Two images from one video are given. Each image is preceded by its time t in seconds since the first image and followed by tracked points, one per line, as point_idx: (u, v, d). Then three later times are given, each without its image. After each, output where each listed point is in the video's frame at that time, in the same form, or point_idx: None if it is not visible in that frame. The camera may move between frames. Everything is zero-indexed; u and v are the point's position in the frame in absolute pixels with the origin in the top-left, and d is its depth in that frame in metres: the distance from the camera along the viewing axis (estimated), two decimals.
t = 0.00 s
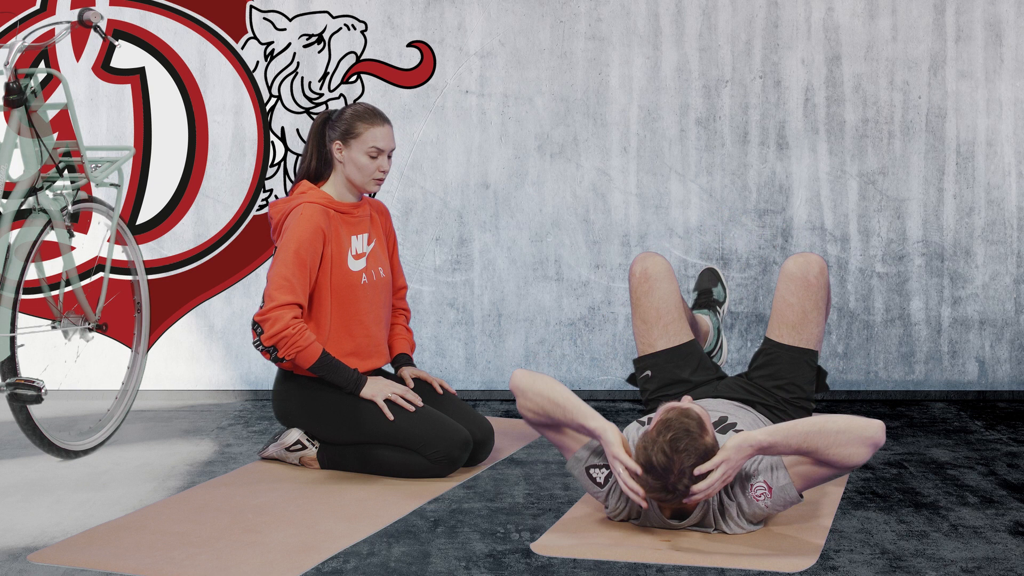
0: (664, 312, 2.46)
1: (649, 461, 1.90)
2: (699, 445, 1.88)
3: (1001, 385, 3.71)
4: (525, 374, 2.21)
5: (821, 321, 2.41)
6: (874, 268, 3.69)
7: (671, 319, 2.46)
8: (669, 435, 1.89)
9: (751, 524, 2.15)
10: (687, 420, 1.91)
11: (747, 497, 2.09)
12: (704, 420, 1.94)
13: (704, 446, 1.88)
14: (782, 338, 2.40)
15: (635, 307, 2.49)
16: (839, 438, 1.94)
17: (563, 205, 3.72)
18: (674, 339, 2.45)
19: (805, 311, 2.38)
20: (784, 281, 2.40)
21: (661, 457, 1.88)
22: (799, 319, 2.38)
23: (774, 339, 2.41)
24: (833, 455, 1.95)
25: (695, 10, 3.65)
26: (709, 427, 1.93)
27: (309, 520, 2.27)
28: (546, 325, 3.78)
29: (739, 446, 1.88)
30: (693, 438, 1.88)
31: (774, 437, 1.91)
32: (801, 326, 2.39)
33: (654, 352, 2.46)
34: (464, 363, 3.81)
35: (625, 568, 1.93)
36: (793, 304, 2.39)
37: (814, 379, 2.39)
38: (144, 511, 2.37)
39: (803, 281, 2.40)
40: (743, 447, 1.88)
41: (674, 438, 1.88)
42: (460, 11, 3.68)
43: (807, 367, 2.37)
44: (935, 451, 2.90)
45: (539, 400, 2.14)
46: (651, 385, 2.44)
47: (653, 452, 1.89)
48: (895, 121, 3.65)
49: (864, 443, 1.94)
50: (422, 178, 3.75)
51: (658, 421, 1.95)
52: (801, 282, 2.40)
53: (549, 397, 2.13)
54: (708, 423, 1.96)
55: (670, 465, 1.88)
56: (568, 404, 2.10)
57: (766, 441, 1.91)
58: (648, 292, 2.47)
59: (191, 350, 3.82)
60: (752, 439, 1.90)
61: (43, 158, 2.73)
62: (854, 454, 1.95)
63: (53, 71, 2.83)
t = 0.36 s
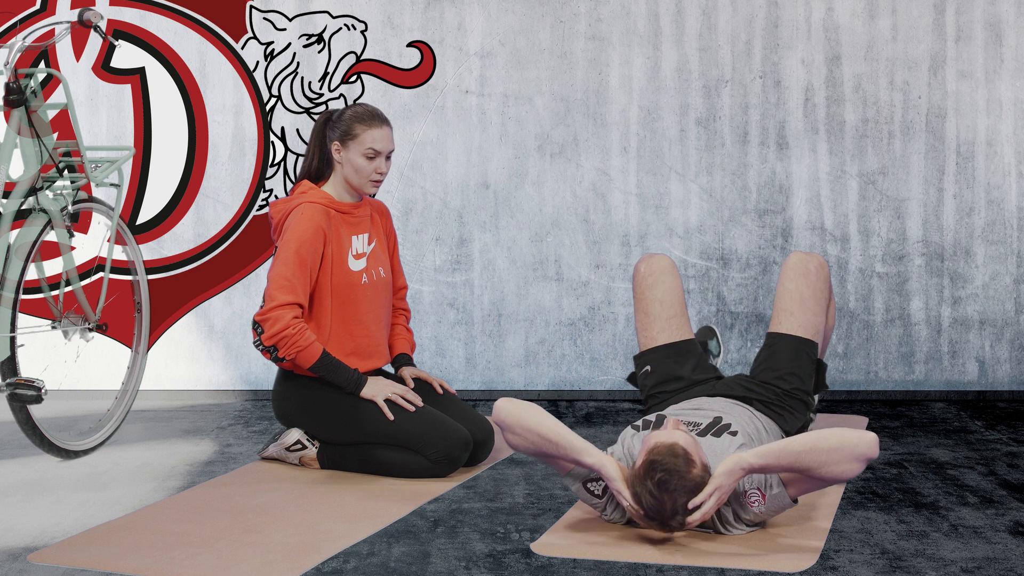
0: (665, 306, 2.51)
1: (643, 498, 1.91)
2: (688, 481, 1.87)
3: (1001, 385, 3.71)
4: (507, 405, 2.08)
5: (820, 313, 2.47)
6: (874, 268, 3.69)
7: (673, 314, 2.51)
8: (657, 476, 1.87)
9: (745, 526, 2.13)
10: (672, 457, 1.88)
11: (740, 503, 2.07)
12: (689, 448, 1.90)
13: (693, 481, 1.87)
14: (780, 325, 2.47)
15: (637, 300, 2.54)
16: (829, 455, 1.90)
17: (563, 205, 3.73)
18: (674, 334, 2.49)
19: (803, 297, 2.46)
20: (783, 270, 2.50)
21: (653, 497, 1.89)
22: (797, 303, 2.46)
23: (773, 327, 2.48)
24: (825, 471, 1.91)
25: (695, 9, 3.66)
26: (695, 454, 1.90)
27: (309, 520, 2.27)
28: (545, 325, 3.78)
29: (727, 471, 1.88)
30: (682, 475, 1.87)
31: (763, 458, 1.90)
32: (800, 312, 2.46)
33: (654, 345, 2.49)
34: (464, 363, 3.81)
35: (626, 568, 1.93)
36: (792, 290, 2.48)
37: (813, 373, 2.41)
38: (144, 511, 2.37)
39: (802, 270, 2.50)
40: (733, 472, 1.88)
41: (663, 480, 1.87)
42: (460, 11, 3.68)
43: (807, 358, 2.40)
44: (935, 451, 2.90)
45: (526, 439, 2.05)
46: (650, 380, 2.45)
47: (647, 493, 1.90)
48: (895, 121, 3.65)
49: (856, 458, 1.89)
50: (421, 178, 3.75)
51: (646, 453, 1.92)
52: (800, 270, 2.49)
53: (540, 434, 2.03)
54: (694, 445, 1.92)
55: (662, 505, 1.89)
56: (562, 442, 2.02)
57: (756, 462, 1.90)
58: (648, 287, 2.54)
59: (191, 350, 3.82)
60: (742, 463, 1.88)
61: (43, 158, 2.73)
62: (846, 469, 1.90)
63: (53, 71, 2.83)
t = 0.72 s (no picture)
0: (671, 305, 2.57)
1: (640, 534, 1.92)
2: (685, 513, 1.88)
3: (1001, 385, 3.71)
4: (501, 402, 2.16)
5: (820, 312, 2.55)
6: (874, 268, 3.69)
7: (676, 311, 2.57)
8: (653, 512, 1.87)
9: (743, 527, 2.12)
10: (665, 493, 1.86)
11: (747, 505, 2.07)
12: (684, 478, 1.87)
13: (690, 512, 1.88)
14: (778, 323, 2.55)
15: (643, 296, 2.63)
16: (837, 441, 1.98)
17: (563, 205, 3.72)
18: (676, 332, 2.55)
19: (804, 296, 2.55)
20: (783, 270, 2.60)
21: (651, 532, 1.90)
22: (798, 302, 2.54)
23: (774, 325, 2.55)
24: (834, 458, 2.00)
25: (695, 10, 3.66)
26: (689, 483, 1.88)
27: (309, 520, 2.27)
28: (546, 325, 3.78)
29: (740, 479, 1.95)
30: (677, 509, 1.87)
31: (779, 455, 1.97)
32: (798, 310, 2.54)
33: (658, 341, 2.55)
34: (464, 363, 3.81)
35: (625, 568, 1.93)
36: (792, 289, 2.56)
37: (811, 373, 2.46)
38: (144, 511, 2.37)
39: (803, 271, 2.58)
40: (751, 473, 1.95)
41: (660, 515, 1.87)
42: (460, 11, 3.68)
43: (808, 356, 2.46)
44: (935, 451, 2.90)
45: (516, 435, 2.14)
46: (650, 376, 2.49)
47: (643, 528, 1.90)
48: (895, 121, 3.65)
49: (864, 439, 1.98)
50: (422, 178, 3.75)
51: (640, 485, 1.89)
52: (801, 270, 2.58)
53: (527, 428, 2.12)
54: (687, 471, 1.90)
55: (661, 537, 1.90)
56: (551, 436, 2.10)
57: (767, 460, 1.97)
58: (655, 282, 2.61)
59: (191, 350, 3.82)
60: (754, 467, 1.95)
61: (43, 158, 2.73)
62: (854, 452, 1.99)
63: (53, 71, 2.83)
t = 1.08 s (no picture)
0: (660, 307, 2.60)
1: (635, 538, 1.91)
2: (682, 520, 1.87)
3: (1001, 385, 3.71)
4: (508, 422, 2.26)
5: (812, 311, 2.55)
6: (874, 268, 3.69)
7: (665, 312, 2.60)
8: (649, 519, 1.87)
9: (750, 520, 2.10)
10: (662, 499, 1.85)
11: (754, 490, 2.04)
12: (682, 484, 1.86)
13: (687, 519, 1.87)
14: (771, 323, 2.54)
15: (633, 299, 2.66)
16: (853, 431, 2.05)
17: (563, 205, 3.72)
18: (666, 332, 2.57)
19: (795, 295, 2.54)
20: (774, 271, 2.60)
21: (647, 538, 1.89)
22: (788, 301, 2.54)
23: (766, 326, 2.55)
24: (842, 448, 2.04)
25: (695, 10, 3.66)
26: (687, 491, 1.87)
27: (309, 520, 2.27)
28: (546, 325, 3.78)
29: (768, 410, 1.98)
30: (674, 516, 1.86)
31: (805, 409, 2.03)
32: (791, 310, 2.53)
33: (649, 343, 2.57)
34: (464, 363, 3.81)
35: (625, 568, 1.93)
36: (784, 289, 2.56)
37: (805, 372, 2.48)
38: (144, 511, 2.37)
39: (795, 270, 2.58)
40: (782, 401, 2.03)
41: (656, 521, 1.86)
42: (460, 11, 3.68)
43: (801, 356, 2.47)
44: (935, 451, 2.90)
45: (526, 416, 2.20)
46: (643, 379, 2.51)
47: (638, 532, 1.90)
48: (895, 121, 3.65)
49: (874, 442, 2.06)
50: (422, 178, 3.75)
51: (637, 490, 1.89)
52: (791, 270, 2.57)
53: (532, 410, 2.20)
54: (686, 478, 1.89)
55: (656, 542, 1.89)
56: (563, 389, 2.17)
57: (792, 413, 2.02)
58: (643, 285, 2.65)
59: (191, 350, 3.82)
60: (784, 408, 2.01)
61: (43, 158, 2.73)
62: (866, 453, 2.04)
63: (53, 71, 2.83)
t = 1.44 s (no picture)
0: (662, 307, 2.61)
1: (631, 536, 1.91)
2: (677, 518, 1.87)
3: (1001, 385, 3.71)
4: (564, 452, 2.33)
5: (815, 312, 2.55)
6: (874, 268, 3.69)
7: (666, 311, 2.60)
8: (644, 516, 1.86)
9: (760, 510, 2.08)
10: (657, 496, 1.85)
11: (772, 474, 2.04)
12: (679, 482, 1.86)
13: (683, 517, 1.87)
14: (774, 324, 2.55)
15: (634, 299, 2.67)
16: (855, 451, 2.15)
17: (563, 205, 3.72)
18: (667, 332, 2.58)
19: (798, 295, 2.55)
20: (778, 271, 2.60)
21: (643, 536, 1.89)
22: (791, 301, 2.54)
23: (768, 326, 2.55)
24: (845, 458, 2.13)
25: (695, 10, 3.66)
26: (684, 489, 1.86)
27: (309, 520, 2.27)
28: (546, 325, 3.78)
29: (770, 393, 2.24)
30: (669, 513, 1.86)
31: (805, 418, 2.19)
32: (794, 311, 2.53)
33: (650, 342, 2.58)
34: (464, 363, 3.81)
35: (626, 568, 1.93)
36: (787, 289, 2.56)
37: (808, 374, 2.48)
38: (145, 511, 2.37)
39: (798, 271, 2.58)
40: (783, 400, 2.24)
41: (651, 518, 1.86)
42: (460, 11, 3.68)
43: (804, 357, 2.47)
44: (935, 451, 2.90)
45: (589, 415, 2.37)
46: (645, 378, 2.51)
47: (634, 530, 1.89)
48: (895, 121, 3.65)
49: (879, 470, 2.13)
50: (421, 178, 3.75)
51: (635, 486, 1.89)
52: (795, 271, 2.58)
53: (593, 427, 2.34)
54: (682, 475, 1.88)
55: (653, 539, 1.89)
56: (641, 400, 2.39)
57: (795, 409, 2.20)
58: (643, 284, 2.66)
59: (191, 350, 3.82)
60: (787, 402, 2.22)
61: (43, 158, 2.73)
62: (872, 470, 2.11)
63: (53, 71, 2.83)
